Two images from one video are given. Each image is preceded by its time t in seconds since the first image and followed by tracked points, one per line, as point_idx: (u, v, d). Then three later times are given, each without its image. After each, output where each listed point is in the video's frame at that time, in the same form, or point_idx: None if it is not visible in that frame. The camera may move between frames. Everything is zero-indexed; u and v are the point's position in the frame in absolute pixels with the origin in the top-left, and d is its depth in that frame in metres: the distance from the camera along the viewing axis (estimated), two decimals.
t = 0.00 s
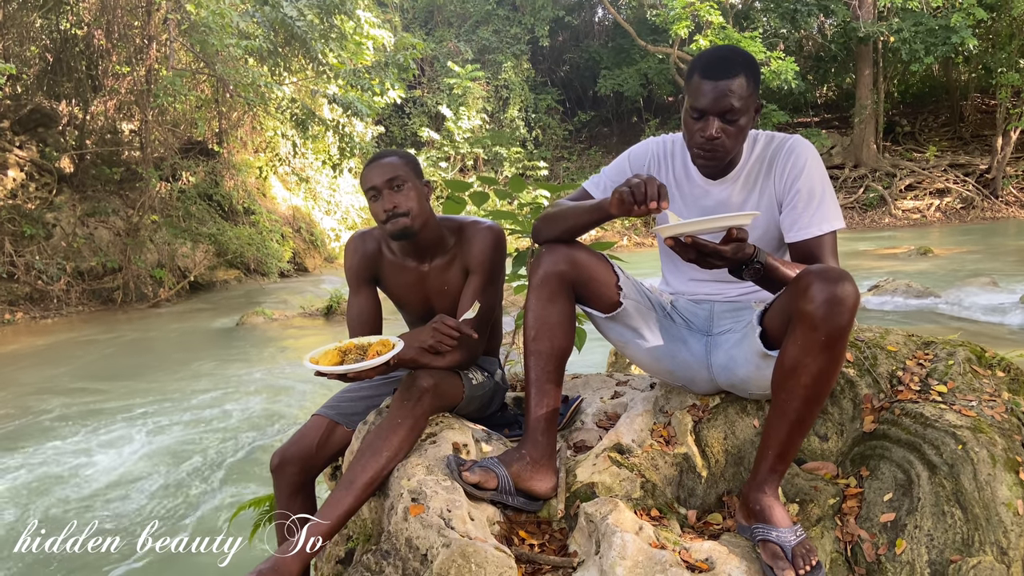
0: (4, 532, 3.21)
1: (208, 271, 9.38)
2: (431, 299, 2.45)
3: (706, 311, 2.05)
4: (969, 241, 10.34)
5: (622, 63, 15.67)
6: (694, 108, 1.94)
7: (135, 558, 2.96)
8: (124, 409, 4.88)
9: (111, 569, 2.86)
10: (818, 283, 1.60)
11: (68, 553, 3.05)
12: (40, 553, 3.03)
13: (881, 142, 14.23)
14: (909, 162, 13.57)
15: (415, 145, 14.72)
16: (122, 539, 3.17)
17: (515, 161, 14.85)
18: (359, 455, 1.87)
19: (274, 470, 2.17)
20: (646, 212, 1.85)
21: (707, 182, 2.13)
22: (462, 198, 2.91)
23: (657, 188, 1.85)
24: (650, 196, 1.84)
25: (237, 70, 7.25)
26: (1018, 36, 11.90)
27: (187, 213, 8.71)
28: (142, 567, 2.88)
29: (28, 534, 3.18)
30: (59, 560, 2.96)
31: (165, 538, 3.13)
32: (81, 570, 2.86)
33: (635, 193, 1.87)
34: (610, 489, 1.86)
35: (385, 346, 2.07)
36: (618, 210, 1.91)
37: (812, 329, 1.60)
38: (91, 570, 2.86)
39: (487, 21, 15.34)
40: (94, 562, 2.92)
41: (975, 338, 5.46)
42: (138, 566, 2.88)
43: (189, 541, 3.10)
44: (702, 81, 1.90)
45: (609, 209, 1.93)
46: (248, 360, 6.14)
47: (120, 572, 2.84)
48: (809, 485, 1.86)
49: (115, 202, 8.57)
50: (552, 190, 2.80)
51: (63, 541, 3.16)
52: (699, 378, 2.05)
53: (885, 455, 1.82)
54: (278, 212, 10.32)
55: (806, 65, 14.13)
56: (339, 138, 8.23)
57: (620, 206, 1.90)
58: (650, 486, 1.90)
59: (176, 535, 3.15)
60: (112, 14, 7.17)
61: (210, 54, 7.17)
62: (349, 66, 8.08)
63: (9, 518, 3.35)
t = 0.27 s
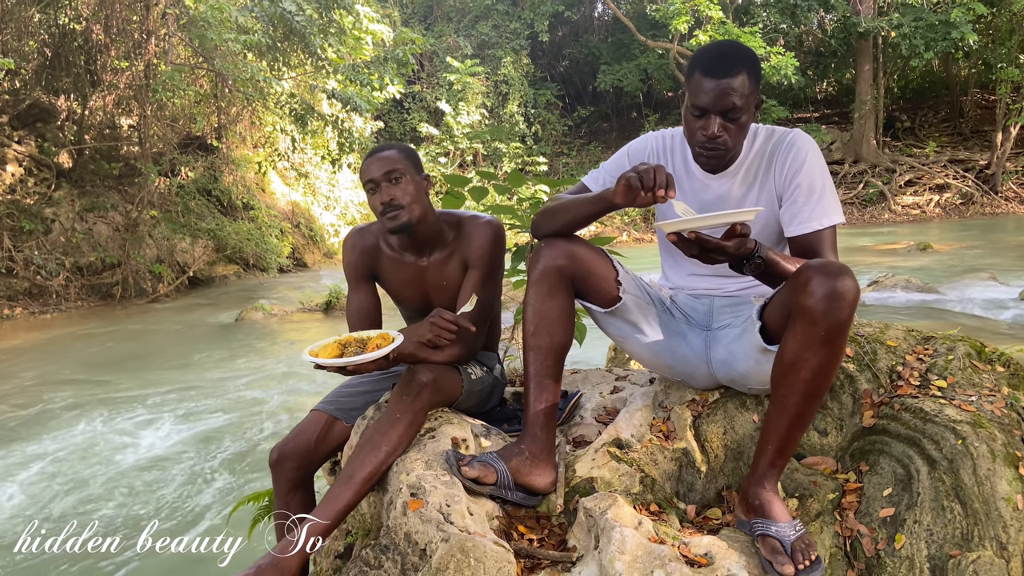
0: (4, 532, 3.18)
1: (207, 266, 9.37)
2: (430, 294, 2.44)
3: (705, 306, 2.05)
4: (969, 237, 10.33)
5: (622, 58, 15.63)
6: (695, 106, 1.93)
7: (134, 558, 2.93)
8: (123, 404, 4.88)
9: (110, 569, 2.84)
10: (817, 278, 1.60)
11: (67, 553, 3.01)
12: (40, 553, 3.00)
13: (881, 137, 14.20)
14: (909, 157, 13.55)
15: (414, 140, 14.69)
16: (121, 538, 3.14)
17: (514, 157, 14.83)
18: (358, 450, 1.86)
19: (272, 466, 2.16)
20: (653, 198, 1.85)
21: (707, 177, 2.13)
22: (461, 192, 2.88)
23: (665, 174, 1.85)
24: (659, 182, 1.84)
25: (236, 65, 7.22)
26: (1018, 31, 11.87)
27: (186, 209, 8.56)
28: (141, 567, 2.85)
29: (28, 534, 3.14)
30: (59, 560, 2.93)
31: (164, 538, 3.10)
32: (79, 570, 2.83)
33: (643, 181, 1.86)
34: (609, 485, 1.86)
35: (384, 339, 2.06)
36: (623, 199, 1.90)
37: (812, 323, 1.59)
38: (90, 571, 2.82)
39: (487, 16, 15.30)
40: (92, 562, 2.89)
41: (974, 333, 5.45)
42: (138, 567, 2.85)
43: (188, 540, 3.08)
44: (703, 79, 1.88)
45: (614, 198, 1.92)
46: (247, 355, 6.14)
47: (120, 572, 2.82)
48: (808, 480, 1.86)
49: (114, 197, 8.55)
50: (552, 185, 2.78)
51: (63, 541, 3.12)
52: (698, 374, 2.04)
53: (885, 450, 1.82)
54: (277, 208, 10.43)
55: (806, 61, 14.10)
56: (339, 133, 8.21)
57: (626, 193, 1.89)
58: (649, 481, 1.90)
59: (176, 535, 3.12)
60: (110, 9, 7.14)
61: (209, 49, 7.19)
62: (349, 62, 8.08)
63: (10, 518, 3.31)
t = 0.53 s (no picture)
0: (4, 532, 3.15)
1: (206, 262, 9.35)
2: (428, 289, 2.44)
3: (705, 302, 2.05)
4: (969, 233, 10.33)
5: (622, 54, 15.60)
6: (696, 101, 1.92)
7: (135, 557, 2.89)
8: (122, 400, 4.88)
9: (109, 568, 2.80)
10: (818, 273, 1.60)
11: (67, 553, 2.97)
12: (40, 554, 2.96)
13: (881, 134, 14.19)
14: (908, 154, 13.54)
15: (414, 136, 14.67)
16: (121, 537, 3.09)
17: (514, 153, 14.80)
18: (358, 445, 1.86)
19: (272, 461, 2.16)
20: (652, 188, 1.84)
21: (707, 172, 2.12)
22: (461, 187, 2.89)
23: (664, 165, 1.84)
24: (658, 172, 1.84)
25: (235, 60, 7.20)
26: (1018, 27, 11.85)
27: (185, 204, 8.68)
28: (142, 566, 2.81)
29: (27, 534, 3.11)
30: (59, 561, 2.89)
31: (165, 539, 3.06)
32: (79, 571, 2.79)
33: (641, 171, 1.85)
34: (608, 480, 1.87)
35: (383, 335, 2.07)
36: (622, 191, 1.90)
37: (812, 319, 1.59)
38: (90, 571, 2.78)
39: (486, 12, 15.26)
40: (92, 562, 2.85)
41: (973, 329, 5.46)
42: (138, 566, 2.81)
43: (188, 541, 3.04)
44: (704, 74, 1.88)
45: (613, 191, 1.92)
46: (247, 351, 6.14)
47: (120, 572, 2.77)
48: (807, 475, 1.86)
49: (113, 192, 8.52)
50: (552, 180, 2.78)
51: (63, 541, 3.09)
52: (698, 369, 2.04)
53: (884, 445, 1.82)
54: (277, 203, 10.49)
55: (806, 57, 14.07)
56: (338, 129, 8.20)
57: (625, 185, 1.88)
58: (649, 476, 1.91)
59: (177, 536, 3.08)
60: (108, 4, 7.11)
61: (209, 44, 7.13)
62: (348, 57, 8.07)
63: (9, 516, 3.29)
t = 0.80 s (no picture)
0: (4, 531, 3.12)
1: (205, 258, 9.34)
2: (427, 283, 2.44)
3: (705, 297, 2.05)
4: (969, 230, 10.33)
5: (622, 50, 15.56)
6: (696, 96, 1.92)
7: (135, 558, 2.85)
8: (122, 396, 4.88)
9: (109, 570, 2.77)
10: (817, 269, 1.60)
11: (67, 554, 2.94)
12: (39, 554, 2.93)
13: (881, 131, 14.17)
14: (908, 151, 13.53)
15: (413, 133, 14.64)
16: (121, 537, 3.05)
17: (513, 149, 14.79)
18: (357, 440, 1.86)
19: (272, 455, 2.16)
20: (654, 187, 1.84)
21: (706, 168, 2.12)
22: (461, 183, 2.90)
23: (667, 165, 1.85)
24: (660, 171, 1.84)
25: (235, 56, 7.20)
26: (1018, 24, 11.83)
27: (185, 201, 8.63)
28: (141, 568, 2.77)
29: (27, 534, 3.08)
30: (58, 561, 2.86)
31: (165, 538, 3.02)
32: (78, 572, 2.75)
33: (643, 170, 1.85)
34: (608, 475, 1.87)
35: (379, 331, 2.07)
36: (624, 189, 1.90)
37: (812, 314, 1.59)
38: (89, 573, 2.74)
39: (486, 8, 15.22)
40: (90, 563, 2.82)
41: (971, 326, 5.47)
42: (138, 567, 2.77)
43: (189, 540, 3.01)
44: (704, 68, 1.88)
45: (615, 189, 1.92)
46: (246, 347, 6.13)
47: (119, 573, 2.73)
48: (806, 470, 1.86)
49: (113, 188, 8.53)
50: (551, 176, 2.78)
51: (63, 541, 3.05)
52: (697, 364, 2.04)
53: (883, 441, 1.82)
54: (277, 199, 10.33)
55: (806, 53, 14.05)
56: (338, 125, 8.18)
57: (627, 183, 1.88)
58: (648, 472, 1.91)
59: (178, 535, 3.04)
60: None
61: (208, 40, 7.09)
62: (348, 53, 8.08)
63: (9, 513, 3.29)
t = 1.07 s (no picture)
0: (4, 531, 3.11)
1: (205, 255, 9.34)
2: (426, 280, 2.44)
3: (705, 294, 2.05)
4: (969, 228, 10.33)
5: (622, 48, 15.53)
6: (699, 91, 1.92)
7: (134, 559, 2.83)
8: (122, 393, 4.88)
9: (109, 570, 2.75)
10: (818, 266, 1.60)
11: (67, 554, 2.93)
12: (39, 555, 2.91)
13: (881, 128, 14.16)
14: (908, 148, 13.52)
15: (413, 130, 14.62)
16: (121, 537, 3.04)
17: (513, 146, 14.77)
18: (358, 436, 1.87)
19: (272, 451, 2.16)
20: (652, 181, 1.85)
21: (707, 164, 2.12)
22: (460, 180, 2.89)
23: (663, 158, 1.84)
24: (655, 164, 1.83)
25: (235, 53, 7.18)
26: (1018, 22, 11.82)
27: (185, 197, 8.64)
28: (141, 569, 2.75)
29: (28, 534, 3.07)
30: (58, 562, 2.84)
31: (165, 538, 3.00)
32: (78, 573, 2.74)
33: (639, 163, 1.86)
34: (608, 471, 1.88)
35: (376, 330, 2.07)
36: (621, 183, 1.90)
37: (812, 311, 1.59)
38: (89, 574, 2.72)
39: (485, 5, 15.20)
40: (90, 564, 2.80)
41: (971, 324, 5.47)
42: (138, 568, 2.76)
43: (189, 540, 2.99)
44: (708, 63, 1.88)
45: (612, 184, 1.92)
46: (246, 344, 6.14)
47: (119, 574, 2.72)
48: (806, 467, 1.87)
49: (112, 185, 8.52)
50: (552, 173, 2.78)
51: (64, 541, 3.04)
52: (698, 361, 2.04)
53: (883, 437, 1.83)
54: (277, 196, 10.38)
55: (807, 51, 14.03)
56: (338, 122, 8.16)
57: (623, 180, 1.90)
58: (648, 468, 1.91)
59: (178, 535, 3.02)
60: None
61: (208, 37, 7.09)
62: (348, 50, 8.07)
63: (9, 511, 3.29)
